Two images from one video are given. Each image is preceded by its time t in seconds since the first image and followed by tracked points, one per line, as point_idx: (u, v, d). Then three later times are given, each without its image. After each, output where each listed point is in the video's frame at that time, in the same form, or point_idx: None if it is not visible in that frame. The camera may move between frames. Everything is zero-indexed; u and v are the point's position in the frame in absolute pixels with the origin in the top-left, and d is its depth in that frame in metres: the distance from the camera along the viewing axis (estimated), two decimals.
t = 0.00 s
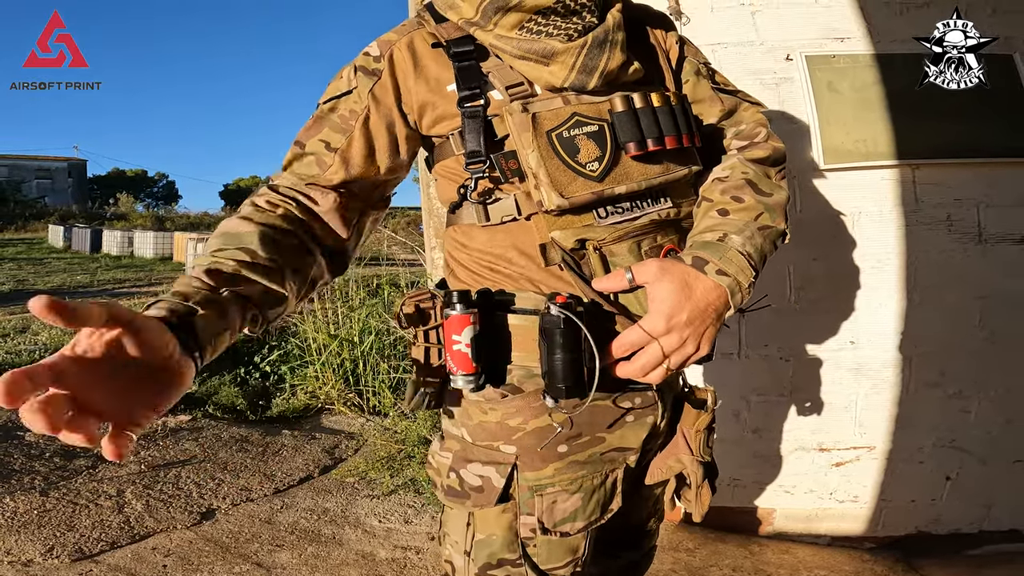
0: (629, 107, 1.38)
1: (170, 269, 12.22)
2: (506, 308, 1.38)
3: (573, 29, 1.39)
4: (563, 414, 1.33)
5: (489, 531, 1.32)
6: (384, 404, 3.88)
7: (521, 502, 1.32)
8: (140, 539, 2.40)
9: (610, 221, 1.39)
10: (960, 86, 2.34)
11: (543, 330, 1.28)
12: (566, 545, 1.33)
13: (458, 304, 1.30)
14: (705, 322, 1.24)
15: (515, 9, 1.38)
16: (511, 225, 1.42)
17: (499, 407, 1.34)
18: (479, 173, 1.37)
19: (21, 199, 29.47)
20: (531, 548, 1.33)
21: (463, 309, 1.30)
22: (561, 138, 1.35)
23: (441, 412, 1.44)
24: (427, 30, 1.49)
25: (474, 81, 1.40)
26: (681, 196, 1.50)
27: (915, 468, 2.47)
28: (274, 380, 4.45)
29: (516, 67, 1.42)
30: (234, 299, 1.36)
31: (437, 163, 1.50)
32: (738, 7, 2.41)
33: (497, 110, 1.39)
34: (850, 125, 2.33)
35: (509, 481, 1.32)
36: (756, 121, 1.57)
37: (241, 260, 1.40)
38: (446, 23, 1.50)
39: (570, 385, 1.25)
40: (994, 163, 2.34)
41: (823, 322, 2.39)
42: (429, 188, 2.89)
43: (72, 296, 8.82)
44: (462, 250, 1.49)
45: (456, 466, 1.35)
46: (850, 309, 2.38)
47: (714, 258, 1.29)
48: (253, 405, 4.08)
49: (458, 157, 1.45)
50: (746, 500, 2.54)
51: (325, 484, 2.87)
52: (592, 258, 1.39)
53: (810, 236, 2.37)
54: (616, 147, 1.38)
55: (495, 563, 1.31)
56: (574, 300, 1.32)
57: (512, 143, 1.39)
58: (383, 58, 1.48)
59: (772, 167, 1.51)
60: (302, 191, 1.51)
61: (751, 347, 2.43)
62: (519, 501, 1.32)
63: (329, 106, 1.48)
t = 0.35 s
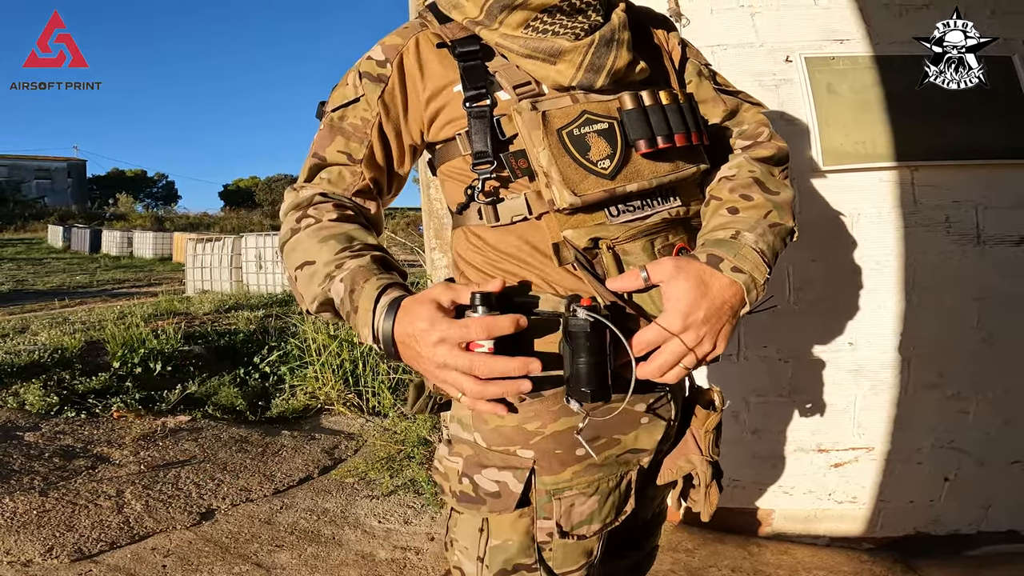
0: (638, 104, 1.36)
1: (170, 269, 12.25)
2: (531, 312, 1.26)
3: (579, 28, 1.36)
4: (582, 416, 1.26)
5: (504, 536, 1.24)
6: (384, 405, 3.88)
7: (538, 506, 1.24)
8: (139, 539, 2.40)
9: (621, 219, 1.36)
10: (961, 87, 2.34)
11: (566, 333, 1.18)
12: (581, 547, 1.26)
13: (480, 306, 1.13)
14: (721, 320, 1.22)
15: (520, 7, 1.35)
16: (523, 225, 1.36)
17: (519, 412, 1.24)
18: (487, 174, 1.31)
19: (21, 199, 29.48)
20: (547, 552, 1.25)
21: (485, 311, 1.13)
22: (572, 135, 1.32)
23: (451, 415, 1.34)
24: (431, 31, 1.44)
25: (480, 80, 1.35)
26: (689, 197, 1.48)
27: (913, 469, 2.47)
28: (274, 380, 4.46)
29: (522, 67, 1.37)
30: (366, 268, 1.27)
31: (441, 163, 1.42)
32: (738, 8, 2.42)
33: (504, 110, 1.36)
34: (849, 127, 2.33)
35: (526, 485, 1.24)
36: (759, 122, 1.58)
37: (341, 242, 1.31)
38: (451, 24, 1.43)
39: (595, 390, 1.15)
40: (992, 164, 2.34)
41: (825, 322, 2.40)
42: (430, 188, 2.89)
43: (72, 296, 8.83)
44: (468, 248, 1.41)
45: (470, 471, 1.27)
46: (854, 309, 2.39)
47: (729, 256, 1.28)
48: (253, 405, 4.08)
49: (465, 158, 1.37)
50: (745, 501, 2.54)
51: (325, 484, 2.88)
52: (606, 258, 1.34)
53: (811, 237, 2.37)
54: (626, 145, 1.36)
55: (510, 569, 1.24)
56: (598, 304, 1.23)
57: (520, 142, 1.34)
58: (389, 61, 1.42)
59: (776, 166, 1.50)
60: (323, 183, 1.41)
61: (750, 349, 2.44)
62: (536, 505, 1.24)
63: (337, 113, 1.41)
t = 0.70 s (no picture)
0: (648, 106, 1.36)
1: (170, 270, 12.25)
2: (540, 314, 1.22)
3: (589, 29, 1.34)
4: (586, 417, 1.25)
5: (508, 538, 1.22)
6: (384, 406, 3.88)
7: (543, 508, 1.22)
8: (139, 540, 2.40)
9: (629, 220, 1.35)
10: (959, 86, 2.34)
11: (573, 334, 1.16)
12: (585, 549, 1.25)
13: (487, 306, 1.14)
14: (727, 321, 1.22)
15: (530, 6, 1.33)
16: (529, 225, 1.33)
17: (521, 413, 1.24)
18: (495, 173, 1.28)
19: (21, 199, 29.49)
20: (551, 554, 1.23)
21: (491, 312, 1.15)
22: (582, 136, 1.31)
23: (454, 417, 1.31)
24: (440, 29, 1.42)
25: (490, 79, 1.32)
26: (693, 200, 1.48)
27: (914, 470, 2.47)
28: (274, 381, 4.45)
29: (531, 66, 1.36)
30: (390, 270, 1.26)
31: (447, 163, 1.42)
32: (738, 9, 2.42)
33: (513, 110, 1.33)
34: (850, 128, 2.33)
35: (531, 486, 1.22)
36: (762, 124, 1.57)
37: (360, 245, 1.29)
38: (459, 21, 1.41)
39: (600, 392, 1.15)
40: (993, 165, 2.34)
41: (826, 323, 2.39)
42: (431, 189, 2.88)
43: (73, 296, 8.84)
44: (473, 247, 1.40)
45: (474, 473, 1.25)
46: (855, 309, 2.38)
47: (736, 258, 1.27)
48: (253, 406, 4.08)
49: (472, 158, 1.37)
50: (746, 502, 2.54)
51: (325, 485, 2.87)
52: (612, 259, 1.33)
53: (812, 239, 2.37)
54: (635, 146, 1.35)
55: (514, 571, 1.22)
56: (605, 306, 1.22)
57: (529, 142, 1.32)
58: (398, 58, 1.38)
59: (779, 169, 1.50)
60: (333, 183, 1.36)
61: (750, 349, 2.43)
62: (541, 507, 1.22)
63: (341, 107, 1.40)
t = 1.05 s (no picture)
0: (644, 107, 1.36)
1: (170, 270, 12.26)
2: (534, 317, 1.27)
3: (587, 29, 1.35)
4: (585, 421, 1.24)
5: (510, 544, 1.21)
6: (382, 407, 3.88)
7: (543, 513, 1.22)
8: (137, 540, 2.40)
9: (624, 221, 1.35)
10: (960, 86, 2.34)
11: (574, 338, 1.16)
12: (586, 553, 1.24)
13: (485, 312, 1.16)
14: (723, 322, 1.21)
15: (529, 5, 1.33)
16: (524, 224, 1.32)
17: (521, 418, 1.22)
18: (490, 170, 1.28)
19: (22, 200, 29.52)
20: (553, 558, 1.22)
21: (490, 317, 1.16)
22: (578, 135, 1.31)
23: (449, 420, 1.31)
24: (436, 25, 1.43)
25: (486, 76, 1.33)
26: (685, 204, 1.48)
27: (912, 472, 2.46)
28: (273, 382, 4.46)
29: (528, 65, 1.36)
30: (292, 259, 1.19)
31: (440, 162, 1.41)
32: (736, 10, 2.42)
33: (509, 108, 1.34)
34: (848, 128, 2.33)
35: (533, 492, 1.21)
36: (750, 133, 1.57)
37: (275, 228, 1.24)
38: (458, 18, 1.42)
39: (603, 395, 1.15)
40: (992, 166, 2.34)
41: (824, 324, 2.39)
42: (428, 190, 2.89)
43: (74, 296, 8.86)
44: (467, 248, 1.37)
45: (472, 479, 1.23)
46: (855, 310, 2.38)
47: (731, 258, 1.27)
48: (252, 406, 4.09)
49: (465, 155, 1.36)
50: (743, 504, 2.53)
51: (323, 486, 2.87)
52: (608, 259, 1.32)
53: (808, 240, 2.37)
54: (630, 147, 1.35)
55: None
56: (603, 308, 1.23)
57: (525, 140, 1.32)
58: (390, 52, 1.39)
59: (772, 174, 1.51)
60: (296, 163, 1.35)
61: (747, 351, 2.43)
62: (542, 512, 1.22)
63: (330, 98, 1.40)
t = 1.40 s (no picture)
0: (655, 110, 1.36)
1: (172, 269, 12.29)
2: (545, 319, 1.26)
3: (602, 28, 1.34)
4: (593, 421, 1.24)
5: (521, 543, 1.20)
6: (384, 406, 3.89)
7: (553, 512, 1.22)
8: (141, 539, 2.41)
9: (633, 221, 1.35)
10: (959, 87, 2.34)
11: (583, 338, 1.17)
12: (596, 549, 1.24)
13: (496, 316, 1.19)
14: (728, 324, 1.22)
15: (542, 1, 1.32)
16: (533, 224, 1.32)
17: (530, 420, 1.22)
18: (502, 168, 1.27)
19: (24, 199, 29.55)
20: (562, 556, 1.22)
21: (501, 321, 1.18)
22: (592, 136, 1.30)
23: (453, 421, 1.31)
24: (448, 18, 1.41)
25: (501, 73, 1.33)
26: (689, 205, 1.48)
27: (914, 472, 2.47)
28: (275, 381, 4.47)
29: (542, 63, 1.35)
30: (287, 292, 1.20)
31: (450, 161, 1.41)
32: (739, 11, 2.42)
33: (523, 106, 1.34)
34: (851, 129, 2.35)
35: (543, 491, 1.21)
36: (751, 134, 1.58)
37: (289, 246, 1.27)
38: (468, 13, 1.41)
39: (614, 396, 1.15)
40: (994, 167, 2.34)
41: (828, 323, 2.39)
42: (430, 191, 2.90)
43: (75, 296, 8.89)
44: (473, 249, 1.36)
45: (481, 480, 1.23)
46: (857, 309, 2.38)
47: (737, 261, 1.27)
48: (254, 406, 4.10)
49: (476, 154, 1.36)
50: (746, 503, 2.54)
51: (326, 485, 2.87)
52: (617, 259, 1.31)
53: (811, 240, 2.37)
54: (641, 149, 1.35)
55: None
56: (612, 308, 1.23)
57: (537, 139, 1.32)
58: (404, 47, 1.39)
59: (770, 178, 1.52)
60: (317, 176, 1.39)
61: (750, 351, 2.44)
62: (552, 510, 1.22)
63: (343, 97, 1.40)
